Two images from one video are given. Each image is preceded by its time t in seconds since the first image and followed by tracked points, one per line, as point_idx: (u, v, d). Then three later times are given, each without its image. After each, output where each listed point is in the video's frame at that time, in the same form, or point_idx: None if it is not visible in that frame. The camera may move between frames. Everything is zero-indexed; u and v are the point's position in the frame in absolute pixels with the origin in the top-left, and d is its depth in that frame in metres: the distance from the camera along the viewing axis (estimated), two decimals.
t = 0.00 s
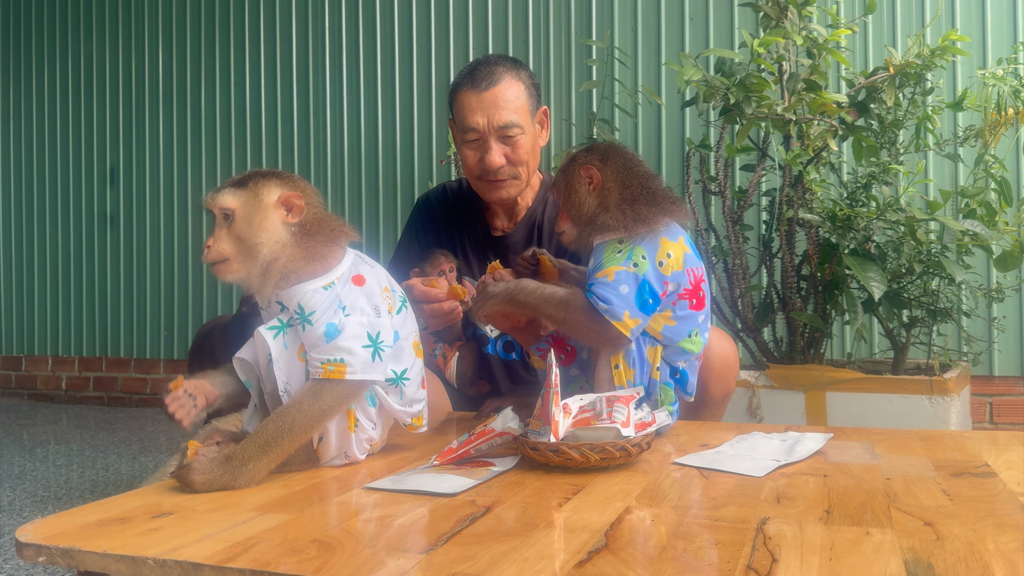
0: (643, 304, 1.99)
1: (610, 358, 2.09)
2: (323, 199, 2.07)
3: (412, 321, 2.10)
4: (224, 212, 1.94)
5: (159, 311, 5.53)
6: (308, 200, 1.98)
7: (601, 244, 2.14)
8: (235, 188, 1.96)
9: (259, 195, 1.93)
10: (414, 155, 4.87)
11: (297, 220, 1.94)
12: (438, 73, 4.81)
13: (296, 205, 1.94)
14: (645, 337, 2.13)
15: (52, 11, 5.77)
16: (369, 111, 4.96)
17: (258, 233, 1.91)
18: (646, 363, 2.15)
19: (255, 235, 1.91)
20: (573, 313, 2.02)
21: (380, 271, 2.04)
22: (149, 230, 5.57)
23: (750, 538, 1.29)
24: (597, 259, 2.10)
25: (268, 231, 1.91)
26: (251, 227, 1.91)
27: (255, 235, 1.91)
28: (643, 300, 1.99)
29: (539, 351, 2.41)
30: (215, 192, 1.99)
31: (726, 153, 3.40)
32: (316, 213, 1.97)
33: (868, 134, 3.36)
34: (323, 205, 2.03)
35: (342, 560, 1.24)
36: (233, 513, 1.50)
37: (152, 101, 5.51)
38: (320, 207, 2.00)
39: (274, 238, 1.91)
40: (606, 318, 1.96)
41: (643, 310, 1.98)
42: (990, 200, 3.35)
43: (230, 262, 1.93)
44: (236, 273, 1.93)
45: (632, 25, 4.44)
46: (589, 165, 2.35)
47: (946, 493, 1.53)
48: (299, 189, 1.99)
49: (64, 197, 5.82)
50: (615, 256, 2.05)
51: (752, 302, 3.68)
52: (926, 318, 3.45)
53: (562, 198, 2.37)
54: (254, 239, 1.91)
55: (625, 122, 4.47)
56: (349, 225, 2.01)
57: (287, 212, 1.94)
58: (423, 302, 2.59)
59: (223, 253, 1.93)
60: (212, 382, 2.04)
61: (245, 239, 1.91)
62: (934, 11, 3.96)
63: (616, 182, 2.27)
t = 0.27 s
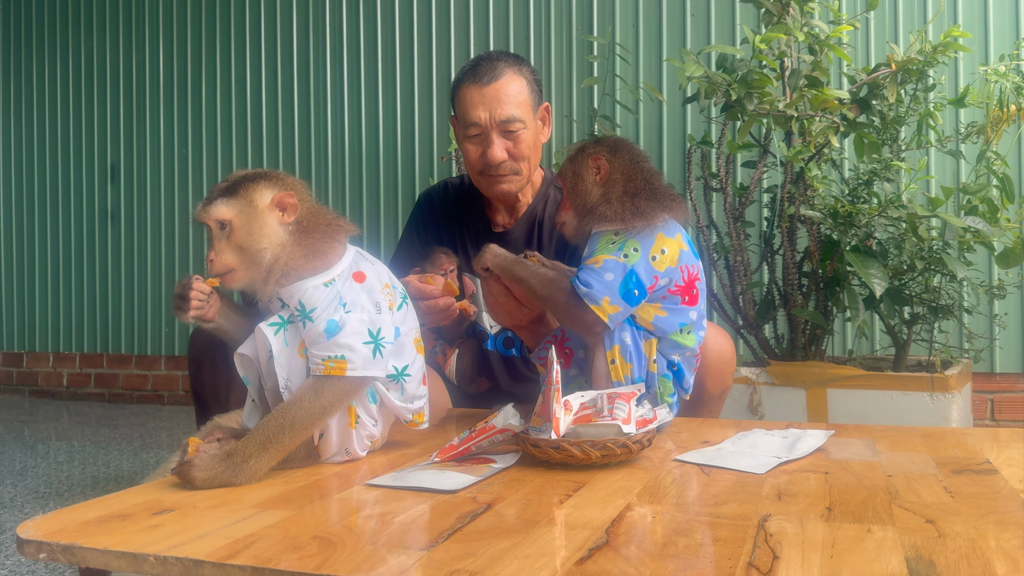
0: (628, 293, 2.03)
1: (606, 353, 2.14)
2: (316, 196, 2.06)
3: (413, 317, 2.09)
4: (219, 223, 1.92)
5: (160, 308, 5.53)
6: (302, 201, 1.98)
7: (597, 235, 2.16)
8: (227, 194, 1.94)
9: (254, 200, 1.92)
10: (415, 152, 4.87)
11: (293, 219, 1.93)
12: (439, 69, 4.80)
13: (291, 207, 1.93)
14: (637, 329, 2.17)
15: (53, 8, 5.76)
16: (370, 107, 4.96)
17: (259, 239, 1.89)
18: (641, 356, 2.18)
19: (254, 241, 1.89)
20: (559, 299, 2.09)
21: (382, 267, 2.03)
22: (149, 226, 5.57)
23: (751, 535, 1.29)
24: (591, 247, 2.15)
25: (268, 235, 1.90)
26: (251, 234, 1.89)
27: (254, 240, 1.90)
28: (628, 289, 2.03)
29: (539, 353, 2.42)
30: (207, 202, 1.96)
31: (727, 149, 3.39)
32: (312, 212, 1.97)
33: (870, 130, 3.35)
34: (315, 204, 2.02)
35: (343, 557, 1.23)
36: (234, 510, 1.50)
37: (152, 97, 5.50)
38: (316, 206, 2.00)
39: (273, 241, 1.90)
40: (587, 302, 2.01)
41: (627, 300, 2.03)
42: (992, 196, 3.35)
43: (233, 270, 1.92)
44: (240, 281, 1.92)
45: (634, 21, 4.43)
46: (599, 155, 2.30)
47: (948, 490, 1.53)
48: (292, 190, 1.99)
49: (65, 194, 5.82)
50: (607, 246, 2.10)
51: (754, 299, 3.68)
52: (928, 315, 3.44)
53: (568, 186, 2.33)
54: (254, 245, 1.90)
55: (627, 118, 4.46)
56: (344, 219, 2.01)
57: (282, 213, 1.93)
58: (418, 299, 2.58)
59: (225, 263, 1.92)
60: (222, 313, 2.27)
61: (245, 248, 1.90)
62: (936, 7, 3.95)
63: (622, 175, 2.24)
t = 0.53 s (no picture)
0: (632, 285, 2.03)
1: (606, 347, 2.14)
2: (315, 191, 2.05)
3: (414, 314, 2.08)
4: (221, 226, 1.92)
5: (160, 305, 5.54)
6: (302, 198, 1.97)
7: (597, 227, 2.17)
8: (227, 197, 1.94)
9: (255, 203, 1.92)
10: (415, 149, 4.86)
11: (295, 219, 1.94)
12: (439, 66, 4.79)
13: (291, 207, 1.93)
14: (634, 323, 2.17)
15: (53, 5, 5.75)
16: (371, 104, 4.96)
17: (262, 241, 1.91)
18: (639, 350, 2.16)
19: (258, 245, 1.91)
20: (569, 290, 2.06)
21: (383, 265, 2.03)
22: (150, 223, 5.57)
23: (751, 532, 1.29)
24: (592, 241, 2.15)
25: (270, 238, 1.91)
26: (254, 237, 1.90)
27: (258, 243, 1.91)
28: (632, 282, 2.03)
29: (537, 350, 2.42)
30: (208, 205, 1.96)
31: (728, 147, 3.39)
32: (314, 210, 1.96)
33: (871, 127, 3.35)
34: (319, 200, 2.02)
35: (343, 554, 1.23)
36: (235, 507, 1.50)
37: (153, 94, 5.50)
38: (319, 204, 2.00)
39: (276, 244, 1.91)
40: (597, 293, 1.99)
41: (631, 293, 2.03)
42: (993, 193, 3.34)
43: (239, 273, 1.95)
44: (247, 282, 1.96)
45: (634, 18, 4.42)
46: (601, 150, 2.35)
47: (948, 487, 1.53)
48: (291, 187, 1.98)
49: (65, 191, 5.82)
50: (610, 238, 2.10)
51: (754, 296, 3.67)
52: (928, 312, 3.44)
53: (569, 178, 2.35)
54: (257, 248, 1.91)
55: (627, 116, 4.46)
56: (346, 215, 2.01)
57: (284, 214, 1.93)
58: (417, 294, 2.58)
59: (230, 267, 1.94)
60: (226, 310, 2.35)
61: (249, 250, 1.91)
62: (938, 4, 3.95)
63: (622, 171, 2.30)
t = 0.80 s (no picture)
0: (623, 285, 2.04)
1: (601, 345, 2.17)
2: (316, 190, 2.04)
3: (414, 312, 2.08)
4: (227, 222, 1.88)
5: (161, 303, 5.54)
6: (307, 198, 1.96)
7: (584, 228, 2.17)
8: (233, 193, 1.90)
9: (262, 200, 1.89)
10: (415, 147, 4.86)
11: (299, 218, 1.92)
12: (439, 64, 4.78)
13: (297, 206, 1.91)
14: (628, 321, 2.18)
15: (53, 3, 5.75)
16: (370, 102, 4.95)
17: (267, 239, 1.88)
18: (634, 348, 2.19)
19: (262, 242, 1.88)
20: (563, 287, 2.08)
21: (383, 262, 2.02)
22: (150, 221, 5.57)
23: (751, 530, 1.29)
24: (580, 242, 2.14)
25: (275, 236, 1.89)
26: (259, 234, 1.88)
27: (262, 241, 1.88)
28: (621, 282, 2.03)
29: (537, 348, 2.42)
30: (211, 200, 1.91)
31: (729, 145, 3.38)
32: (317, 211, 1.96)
33: (871, 125, 3.34)
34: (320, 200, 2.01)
35: (344, 552, 1.24)
36: (236, 505, 1.50)
37: (153, 92, 5.50)
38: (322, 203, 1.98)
39: (281, 242, 1.89)
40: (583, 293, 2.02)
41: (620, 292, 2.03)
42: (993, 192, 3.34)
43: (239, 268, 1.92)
44: (245, 279, 1.93)
45: (635, 16, 4.42)
46: (574, 155, 2.34)
47: (948, 485, 1.53)
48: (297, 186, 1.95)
49: (65, 189, 5.82)
50: (598, 238, 2.10)
51: (754, 295, 3.67)
52: (929, 310, 3.44)
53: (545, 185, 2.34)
54: (261, 246, 1.89)
55: (628, 114, 4.45)
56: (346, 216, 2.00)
57: (289, 212, 1.91)
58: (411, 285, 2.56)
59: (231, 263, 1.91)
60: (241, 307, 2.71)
61: (253, 247, 1.88)
62: (938, 2, 3.94)
63: (598, 173, 2.28)
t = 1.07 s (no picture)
0: (617, 283, 2.04)
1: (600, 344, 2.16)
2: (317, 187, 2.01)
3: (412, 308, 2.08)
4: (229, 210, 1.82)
5: (160, 302, 5.54)
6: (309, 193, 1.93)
7: (577, 228, 2.17)
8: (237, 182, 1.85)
9: (268, 190, 1.85)
10: (415, 146, 4.86)
11: (302, 213, 1.89)
12: (439, 62, 4.78)
13: (300, 200, 1.89)
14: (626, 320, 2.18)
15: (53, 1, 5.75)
16: (370, 100, 4.95)
17: (270, 230, 1.84)
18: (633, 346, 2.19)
19: (264, 232, 1.83)
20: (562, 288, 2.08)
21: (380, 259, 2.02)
22: (150, 219, 5.57)
23: (751, 529, 1.29)
24: (574, 243, 2.14)
25: (278, 228, 1.85)
26: (262, 224, 1.83)
27: (265, 232, 1.83)
28: (616, 280, 2.04)
29: (538, 347, 2.45)
30: (214, 188, 1.85)
31: (729, 143, 3.38)
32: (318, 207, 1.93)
33: (871, 124, 3.34)
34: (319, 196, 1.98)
35: (343, 550, 1.24)
36: (236, 503, 1.50)
37: (153, 90, 5.50)
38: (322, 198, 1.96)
39: (284, 235, 1.85)
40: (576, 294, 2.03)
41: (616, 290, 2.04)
42: (993, 190, 3.33)
43: (237, 260, 1.83)
44: (242, 271, 1.84)
45: (635, 15, 4.41)
46: (564, 158, 2.32)
47: (948, 484, 1.53)
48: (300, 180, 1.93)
49: (65, 187, 5.81)
50: (590, 238, 2.10)
51: (755, 293, 3.67)
52: (928, 309, 3.44)
53: (536, 191, 2.31)
54: (263, 237, 1.83)
55: (628, 112, 4.45)
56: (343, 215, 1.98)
57: (292, 206, 1.88)
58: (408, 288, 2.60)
59: (230, 252, 1.82)
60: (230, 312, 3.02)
61: (255, 237, 1.83)
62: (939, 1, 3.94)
63: (589, 174, 2.27)
